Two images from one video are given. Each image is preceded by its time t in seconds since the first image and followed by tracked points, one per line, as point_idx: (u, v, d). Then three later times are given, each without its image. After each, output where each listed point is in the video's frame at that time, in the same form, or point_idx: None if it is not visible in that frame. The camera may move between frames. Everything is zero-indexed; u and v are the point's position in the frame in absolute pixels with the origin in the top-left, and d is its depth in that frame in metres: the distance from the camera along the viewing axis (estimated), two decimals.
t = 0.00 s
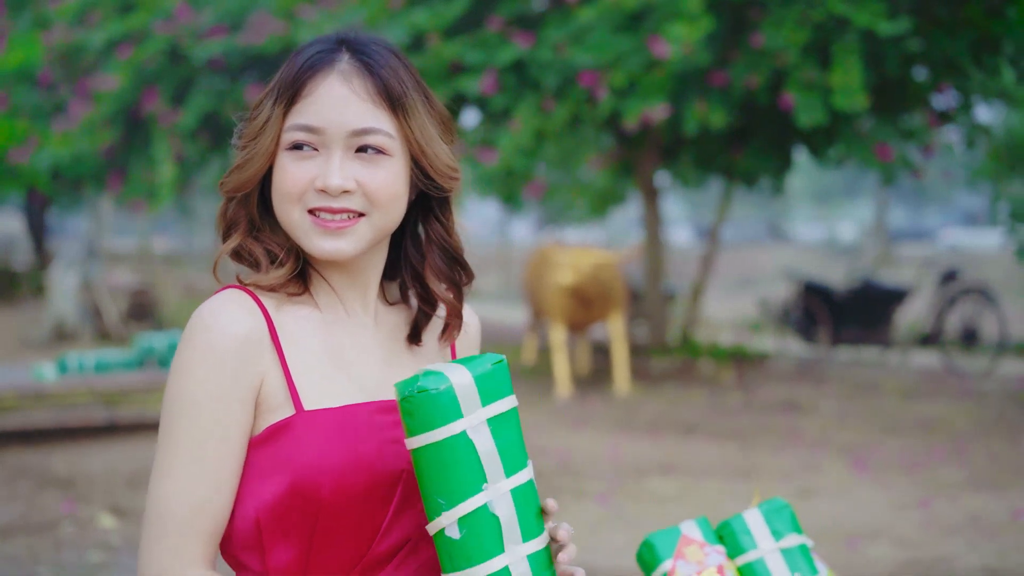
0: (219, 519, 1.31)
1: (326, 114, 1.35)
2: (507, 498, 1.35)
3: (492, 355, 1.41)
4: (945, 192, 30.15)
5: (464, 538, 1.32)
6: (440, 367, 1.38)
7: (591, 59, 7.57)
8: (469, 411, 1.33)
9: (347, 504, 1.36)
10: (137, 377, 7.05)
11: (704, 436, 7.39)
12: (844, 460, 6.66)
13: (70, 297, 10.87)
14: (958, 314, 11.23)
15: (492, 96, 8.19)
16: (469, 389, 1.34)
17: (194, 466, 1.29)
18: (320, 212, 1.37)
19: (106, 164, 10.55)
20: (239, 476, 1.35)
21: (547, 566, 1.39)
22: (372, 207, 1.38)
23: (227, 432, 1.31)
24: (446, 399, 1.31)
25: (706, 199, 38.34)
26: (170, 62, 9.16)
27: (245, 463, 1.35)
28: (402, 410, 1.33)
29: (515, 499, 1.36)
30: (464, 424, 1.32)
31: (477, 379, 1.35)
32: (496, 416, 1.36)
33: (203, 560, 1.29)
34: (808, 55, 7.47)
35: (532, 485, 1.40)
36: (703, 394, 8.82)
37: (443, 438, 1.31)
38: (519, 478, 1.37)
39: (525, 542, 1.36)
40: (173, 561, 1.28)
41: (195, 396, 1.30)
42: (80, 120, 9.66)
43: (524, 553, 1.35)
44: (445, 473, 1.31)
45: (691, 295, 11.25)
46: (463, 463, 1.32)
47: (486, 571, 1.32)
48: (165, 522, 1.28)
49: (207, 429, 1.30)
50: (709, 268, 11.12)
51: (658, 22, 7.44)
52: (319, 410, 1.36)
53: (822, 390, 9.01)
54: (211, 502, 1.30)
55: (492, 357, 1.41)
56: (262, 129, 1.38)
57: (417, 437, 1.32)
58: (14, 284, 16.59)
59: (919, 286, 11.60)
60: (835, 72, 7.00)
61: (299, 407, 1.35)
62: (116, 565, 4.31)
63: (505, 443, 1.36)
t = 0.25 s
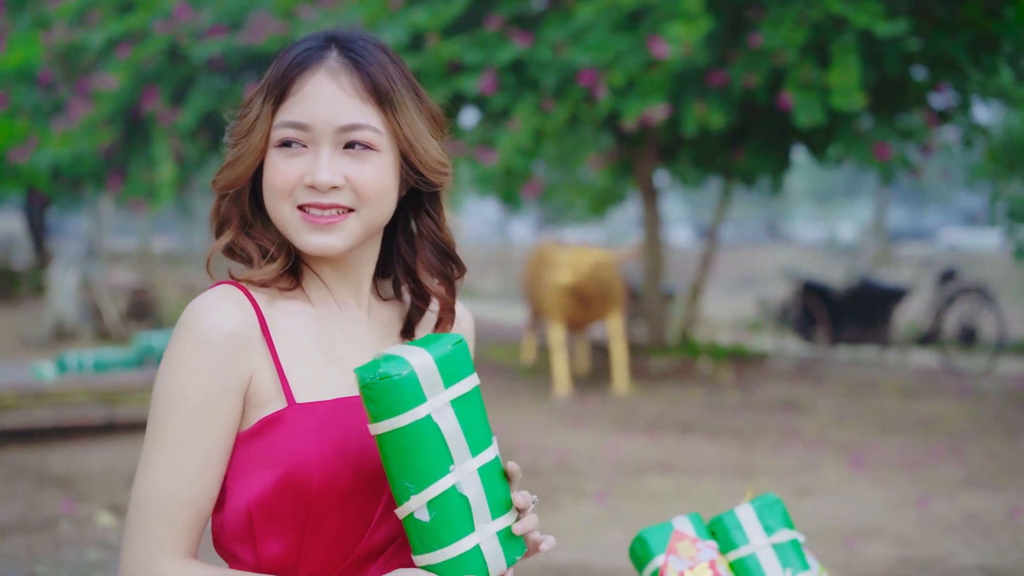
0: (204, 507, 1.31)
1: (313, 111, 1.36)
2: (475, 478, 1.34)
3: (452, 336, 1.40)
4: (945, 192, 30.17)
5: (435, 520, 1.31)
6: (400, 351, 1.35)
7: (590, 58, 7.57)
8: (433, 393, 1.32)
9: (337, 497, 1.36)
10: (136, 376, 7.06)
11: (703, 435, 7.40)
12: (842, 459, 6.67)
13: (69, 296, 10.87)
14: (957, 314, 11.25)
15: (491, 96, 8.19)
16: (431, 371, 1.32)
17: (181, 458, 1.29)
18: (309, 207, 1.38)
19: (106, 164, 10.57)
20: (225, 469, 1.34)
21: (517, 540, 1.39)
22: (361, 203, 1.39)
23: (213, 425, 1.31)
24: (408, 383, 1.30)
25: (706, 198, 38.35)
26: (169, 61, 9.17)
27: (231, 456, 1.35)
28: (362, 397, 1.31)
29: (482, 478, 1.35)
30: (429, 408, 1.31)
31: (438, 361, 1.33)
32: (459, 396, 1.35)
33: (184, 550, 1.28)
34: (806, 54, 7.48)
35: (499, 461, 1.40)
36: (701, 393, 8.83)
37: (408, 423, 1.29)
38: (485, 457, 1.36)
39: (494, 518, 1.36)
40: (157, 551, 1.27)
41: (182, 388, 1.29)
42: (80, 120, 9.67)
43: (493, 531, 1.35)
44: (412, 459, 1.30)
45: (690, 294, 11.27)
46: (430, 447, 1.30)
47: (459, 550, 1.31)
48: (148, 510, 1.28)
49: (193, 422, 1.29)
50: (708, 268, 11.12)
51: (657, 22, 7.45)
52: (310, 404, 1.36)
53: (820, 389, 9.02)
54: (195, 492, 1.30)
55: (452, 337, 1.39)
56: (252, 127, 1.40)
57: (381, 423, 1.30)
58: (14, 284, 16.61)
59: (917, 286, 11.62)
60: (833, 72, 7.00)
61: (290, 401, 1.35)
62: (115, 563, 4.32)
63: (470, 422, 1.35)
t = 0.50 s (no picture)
0: (192, 501, 1.32)
1: (302, 111, 1.37)
2: (451, 465, 1.33)
3: (428, 323, 1.39)
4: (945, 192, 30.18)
5: (412, 508, 1.30)
6: (376, 339, 1.34)
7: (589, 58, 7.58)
8: (410, 381, 1.31)
9: (329, 492, 1.36)
10: (136, 375, 7.07)
11: (702, 434, 7.41)
12: (840, 459, 6.68)
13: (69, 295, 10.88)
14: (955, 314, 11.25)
15: (490, 96, 8.19)
16: (408, 359, 1.31)
17: (170, 453, 1.30)
18: (300, 206, 1.38)
19: (106, 163, 10.58)
20: (215, 464, 1.35)
21: (492, 524, 1.38)
22: (351, 201, 1.39)
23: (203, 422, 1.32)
24: (386, 371, 1.28)
25: (706, 198, 38.34)
26: (169, 61, 9.18)
27: (221, 452, 1.36)
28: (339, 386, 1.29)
29: (458, 465, 1.34)
30: (406, 397, 1.30)
31: (415, 349, 1.32)
32: (437, 384, 1.34)
33: (170, 542, 1.30)
34: (805, 55, 7.48)
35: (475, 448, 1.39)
36: (700, 393, 8.84)
37: (385, 412, 1.28)
38: (462, 443, 1.35)
39: (469, 504, 1.35)
40: (145, 544, 1.29)
41: (170, 384, 1.30)
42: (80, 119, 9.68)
43: (469, 517, 1.34)
44: (389, 447, 1.28)
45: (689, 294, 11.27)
46: (407, 435, 1.29)
47: (437, 536, 1.30)
48: (137, 503, 1.29)
49: (182, 417, 1.30)
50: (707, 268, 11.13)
51: (656, 22, 7.45)
52: (303, 400, 1.37)
53: (819, 389, 9.03)
54: (183, 486, 1.31)
55: (429, 324, 1.38)
56: (244, 127, 1.41)
57: (358, 412, 1.28)
58: (13, 283, 16.61)
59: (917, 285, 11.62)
60: (832, 72, 7.01)
61: (283, 397, 1.36)
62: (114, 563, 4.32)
63: (447, 409, 1.34)
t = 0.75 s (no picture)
0: (182, 497, 1.34)
1: (294, 112, 1.38)
2: (434, 450, 1.31)
3: (417, 309, 1.37)
4: (945, 192, 30.19)
5: (393, 490, 1.28)
6: (364, 321, 1.33)
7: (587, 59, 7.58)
8: (396, 363, 1.29)
9: (321, 490, 1.37)
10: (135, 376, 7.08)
11: (700, 433, 7.42)
12: (837, 458, 6.69)
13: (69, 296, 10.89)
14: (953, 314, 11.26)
15: (489, 96, 8.19)
16: (395, 342, 1.30)
17: (161, 451, 1.32)
18: (292, 206, 1.40)
19: (106, 163, 10.60)
20: (206, 462, 1.37)
21: (474, 513, 1.36)
22: (343, 201, 1.41)
23: (194, 420, 1.33)
24: (371, 351, 1.27)
25: (705, 198, 38.38)
26: (169, 61, 9.19)
27: (213, 450, 1.37)
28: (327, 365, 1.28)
29: (442, 451, 1.32)
30: (392, 378, 1.28)
31: (403, 332, 1.31)
32: (424, 368, 1.32)
33: (158, 537, 1.32)
34: (803, 55, 7.49)
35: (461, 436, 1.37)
36: (699, 393, 8.85)
37: (369, 392, 1.27)
38: (447, 430, 1.33)
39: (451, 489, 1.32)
40: (136, 539, 1.31)
41: (161, 383, 1.31)
42: (79, 119, 9.70)
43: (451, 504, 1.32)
44: (373, 429, 1.27)
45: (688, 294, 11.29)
46: (391, 417, 1.27)
47: (416, 521, 1.28)
48: (129, 499, 1.31)
49: (172, 416, 1.32)
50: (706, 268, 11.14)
51: (654, 22, 7.46)
52: (295, 399, 1.38)
53: (818, 389, 9.04)
54: (174, 482, 1.32)
55: (418, 309, 1.37)
56: (237, 129, 1.42)
57: (344, 392, 1.27)
58: (13, 284, 16.63)
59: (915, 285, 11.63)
60: (831, 72, 7.01)
61: (275, 396, 1.37)
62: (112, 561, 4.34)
63: (434, 395, 1.32)
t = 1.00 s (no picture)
0: (173, 495, 1.35)
1: (286, 115, 1.40)
2: (423, 444, 1.32)
3: (411, 305, 1.38)
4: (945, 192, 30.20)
5: (381, 482, 1.28)
6: (359, 314, 1.34)
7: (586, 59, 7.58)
8: (389, 358, 1.30)
9: (311, 491, 1.38)
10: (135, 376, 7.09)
11: (699, 433, 7.43)
12: (836, 458, 6.70)
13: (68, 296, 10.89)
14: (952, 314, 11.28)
15: (489, 96, 8.20)
16: (389, 337, 1.30)
17: (152, 449, 1.33)
18: (284, 208, 1.41)
19: (105, 163, 10.61)
20: (198, 462, 1.38)
21: (460, 507, 1.37)
22: (334, 203, 1.42)
23: (186, 419, 1.35)
24: (364, 346, 1.28)
25: (705, 198, 38.38)
26: (169, 62, 9.21)
27: (205, 450, 1.39)
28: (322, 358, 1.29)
29: (430, 447, 1.33)
30: (384, 373, 1.29)
31: (397, 327, 1.32)
32: (416, 364, 1.33)
33: (149, 534, 1.34)
34: (802, 55, 7.49)
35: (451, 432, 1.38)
36: (698, 392, 8.85)
37: (362, 386, 1.27)
38: (437, 426, 1.34)
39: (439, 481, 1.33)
40: (127, 537, 1.33)
41: (152, 383, 1.33)
42: (79, 120, 9.71)
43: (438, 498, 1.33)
44: (363, 422, 1.28)
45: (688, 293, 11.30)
46: (383, 411, 1.28)
47: (402, 513, 1.29)
48: (121, 496, 1.33)
49: (163, 417, 1.33)
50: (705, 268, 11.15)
51: (653, 23, 7.47)
52: (286, 400, 1.39)
53: (817, 388, 9.05)
54: (165, 480, 1.34)
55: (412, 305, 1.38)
56: (230, 132, 1.44)
57: (337, 384, 1.28)
58: (13, 284, 16.64)
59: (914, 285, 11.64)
60: (829, 72, 7.02)
61: (267, 397, 1.38)
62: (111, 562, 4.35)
63: (425, 391, 1.33)
